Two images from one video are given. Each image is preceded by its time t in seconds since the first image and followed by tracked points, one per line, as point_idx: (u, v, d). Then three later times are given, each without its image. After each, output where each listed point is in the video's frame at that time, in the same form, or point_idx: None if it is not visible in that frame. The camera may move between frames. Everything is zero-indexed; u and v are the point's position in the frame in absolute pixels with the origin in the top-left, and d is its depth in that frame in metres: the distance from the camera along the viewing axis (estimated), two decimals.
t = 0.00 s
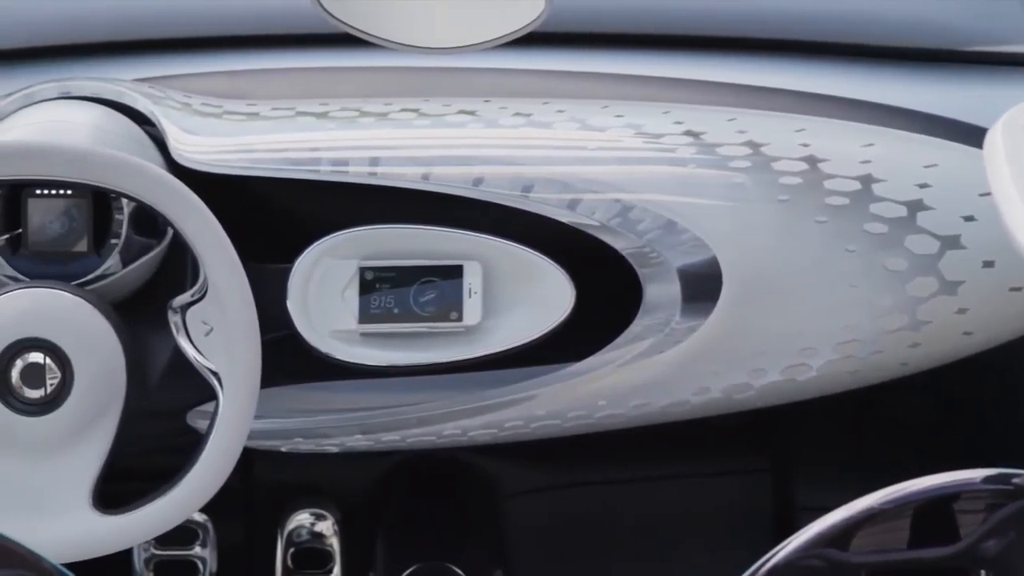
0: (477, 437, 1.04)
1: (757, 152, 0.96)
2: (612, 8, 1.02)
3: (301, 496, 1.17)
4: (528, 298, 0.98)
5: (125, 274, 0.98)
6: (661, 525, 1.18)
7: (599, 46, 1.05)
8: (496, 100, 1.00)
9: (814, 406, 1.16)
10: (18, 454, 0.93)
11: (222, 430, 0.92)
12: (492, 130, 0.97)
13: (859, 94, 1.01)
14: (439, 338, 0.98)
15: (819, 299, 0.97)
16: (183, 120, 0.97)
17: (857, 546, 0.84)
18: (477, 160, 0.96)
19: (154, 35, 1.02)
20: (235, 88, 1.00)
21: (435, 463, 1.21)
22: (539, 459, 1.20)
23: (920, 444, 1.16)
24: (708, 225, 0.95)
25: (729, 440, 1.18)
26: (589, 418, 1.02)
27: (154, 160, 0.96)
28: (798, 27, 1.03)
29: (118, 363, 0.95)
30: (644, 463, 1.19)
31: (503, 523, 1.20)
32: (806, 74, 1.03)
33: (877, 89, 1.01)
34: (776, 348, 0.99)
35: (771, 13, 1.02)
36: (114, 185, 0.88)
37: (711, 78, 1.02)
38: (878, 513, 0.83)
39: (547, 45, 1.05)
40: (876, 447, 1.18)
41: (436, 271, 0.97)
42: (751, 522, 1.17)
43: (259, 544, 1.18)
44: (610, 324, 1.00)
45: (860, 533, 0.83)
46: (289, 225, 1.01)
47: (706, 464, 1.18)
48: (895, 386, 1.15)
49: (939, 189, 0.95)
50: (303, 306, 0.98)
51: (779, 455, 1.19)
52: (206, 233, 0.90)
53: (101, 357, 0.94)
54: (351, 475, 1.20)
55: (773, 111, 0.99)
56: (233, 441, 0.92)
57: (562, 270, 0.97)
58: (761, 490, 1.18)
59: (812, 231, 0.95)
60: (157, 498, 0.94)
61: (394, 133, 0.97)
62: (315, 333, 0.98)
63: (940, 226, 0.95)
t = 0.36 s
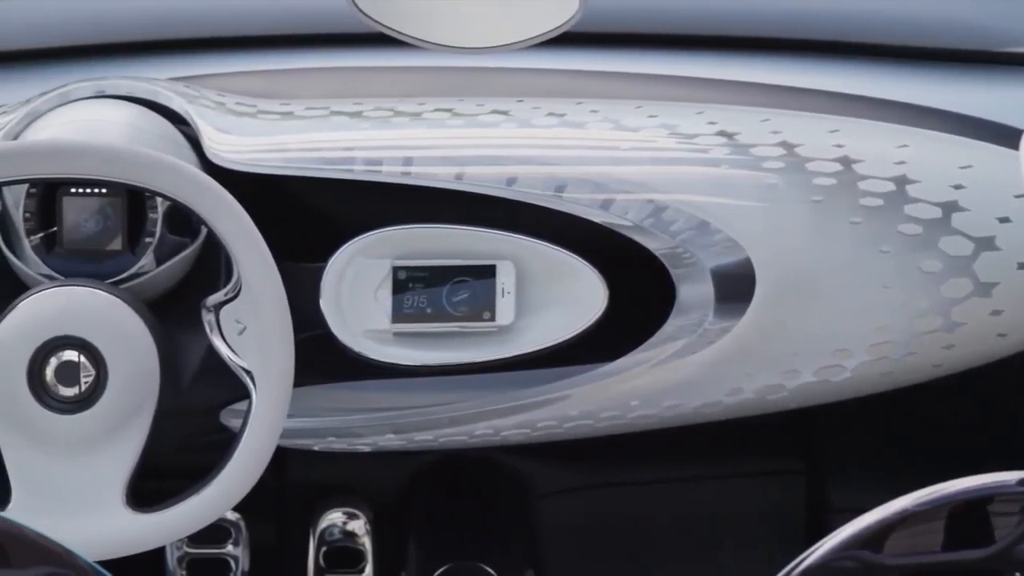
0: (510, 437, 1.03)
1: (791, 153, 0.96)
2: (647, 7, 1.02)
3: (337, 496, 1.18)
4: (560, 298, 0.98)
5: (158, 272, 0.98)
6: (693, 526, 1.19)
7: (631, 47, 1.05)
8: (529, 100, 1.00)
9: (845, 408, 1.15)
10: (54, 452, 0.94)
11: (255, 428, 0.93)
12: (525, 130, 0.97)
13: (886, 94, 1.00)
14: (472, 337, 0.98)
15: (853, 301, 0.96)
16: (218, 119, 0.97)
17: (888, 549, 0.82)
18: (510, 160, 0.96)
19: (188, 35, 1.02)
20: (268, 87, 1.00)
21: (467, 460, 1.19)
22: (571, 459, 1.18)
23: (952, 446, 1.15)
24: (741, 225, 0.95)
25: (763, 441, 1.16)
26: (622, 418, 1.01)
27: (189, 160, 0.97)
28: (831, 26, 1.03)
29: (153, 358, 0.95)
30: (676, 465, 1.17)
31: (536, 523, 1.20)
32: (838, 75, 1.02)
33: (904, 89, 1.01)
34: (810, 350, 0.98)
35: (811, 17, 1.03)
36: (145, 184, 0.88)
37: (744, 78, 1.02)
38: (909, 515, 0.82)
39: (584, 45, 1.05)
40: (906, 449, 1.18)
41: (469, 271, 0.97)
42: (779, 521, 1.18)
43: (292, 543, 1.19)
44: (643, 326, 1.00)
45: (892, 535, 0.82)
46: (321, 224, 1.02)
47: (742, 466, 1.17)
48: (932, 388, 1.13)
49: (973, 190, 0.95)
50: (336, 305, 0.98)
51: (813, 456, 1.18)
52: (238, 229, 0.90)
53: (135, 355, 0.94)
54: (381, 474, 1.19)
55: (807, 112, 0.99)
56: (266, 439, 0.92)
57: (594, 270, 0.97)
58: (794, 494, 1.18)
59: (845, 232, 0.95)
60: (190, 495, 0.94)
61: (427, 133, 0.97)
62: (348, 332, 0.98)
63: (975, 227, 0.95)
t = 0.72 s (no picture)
0: (542, 437, 1.03)
1: (825, 154, 0.95)
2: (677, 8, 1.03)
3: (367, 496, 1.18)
4: (593, 299, 0.98)
5: (192, 272, 0.98)
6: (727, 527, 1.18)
7: (659, 47, 1.06)
8: (562, 100, 1.00)
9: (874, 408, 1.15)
10: (88, 452, 0.94)
11: (288, 426, 0.93)
12: (558, 130, 0.97)
13: (913, 93, 1.01)
14: (504, 338, 0.98)
15: (887, 302, 0.96)
16: (251, 118, 0.97)
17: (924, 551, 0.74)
18: (544, 160, 0.96)
19: (224, 35, 1.04)
20: (302, 87, 1.01)
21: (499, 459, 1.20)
22: (599, 459, 1.18)
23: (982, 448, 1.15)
24: (774, 227, 0.94)
25: (792, 444, 1.16)
26: (654, 419, 1.01)
27: (223, 159, 0.97)
28: (860, 26, 1.04)
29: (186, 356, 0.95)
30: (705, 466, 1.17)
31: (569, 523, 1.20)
32: (866, 74, 1.04)
33: (934, 89, 1.02)
34: (843, 351, 0.98)
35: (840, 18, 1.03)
36: (176, 183, 0.88)
37: (773, 77, 1.03)
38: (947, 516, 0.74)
39: (617, 45, 1.06)
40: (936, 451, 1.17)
41: (502, 271, 0.97)
42: (808, 520, 1.18)
43: (326, 545, 1.19)
44: (676, 327, 1.00)
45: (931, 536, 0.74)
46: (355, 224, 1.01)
47: (774, 466, 1.17)
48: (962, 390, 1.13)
49: (1008, 192, 0.94)
50: (369, 304, 0.98)
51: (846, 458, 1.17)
52: (269, 220, 0.89)
53: (168, 353, 0.94)
54: (410, 474, 1.18)
55: (841, 113, 0.99)
56: (299, 438, 0.92)
57: (628, 271, 0.97)
58: (826, 495, 1.17)
59: (880, 233, 0.95)
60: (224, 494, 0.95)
61: (460, 133, 0.97)
62: (380, 331, 0.98)
63: (1010, 229, 0.94)
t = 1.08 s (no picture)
0: (576, 437, 1.02)
1: (861, 155, 0.95)
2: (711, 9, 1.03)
3: (398, 495, 1.18)
4: (627, 299, 0.98)
5: (226, 271, 0.98)
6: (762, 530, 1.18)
7: (695, 48, 1.06)
8: (597, 101, 1.00)
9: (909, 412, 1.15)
10: (122, 450, 0.94)
11: (323, 426, 0.93)
12: (593, 130, 0.97)
13: (945, 93, 1.02)
14: (538, 338, 0.98)
15: (923, 303, 0.96)
16: (285, 116, 0.97)
17: (958, 554, 0.73)
18: (579, 160, 0.96)
19: (260, 35, 1.04)
20: (339, 88, 1.01)
21: (532, 459, 1.20)
22: (631, 460, 1.17)
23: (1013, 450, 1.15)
24: (809, 228, 0.94)
25: (828, 445, 1.16)
26: (688, 421, 1.01)
27: (259, 158, 0.97)
28: (899, 26, 1.03)
29: (219, 356, 0.95)
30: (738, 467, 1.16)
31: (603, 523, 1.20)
32: (901, 74, 1.04)
33: (968, 90, 1.02)
34: (878, 352, 0.98)
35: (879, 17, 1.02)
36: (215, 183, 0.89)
37: (807, 78, 1.03)
38: (981, 520, 0.72)
39: (649, 45, 1.06)
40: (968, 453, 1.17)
41: (536, 271, 0.97)
42: (840, 523, 1.18)
43: (358, 544, 1.20)
44: (711, 328, 1.00)
45: (965, 540, 0.73)
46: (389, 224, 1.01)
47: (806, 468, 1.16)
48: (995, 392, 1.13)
49: None
50: (403, 304, 0.98)
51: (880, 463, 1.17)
52: (304, 219, 0.90)
53: (202, 351, 0.94)
54: (441, 475, 1.18)
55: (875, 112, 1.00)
56: (334, 437, 0.93)
57: (663, 272, 0.97)
58: (859, 497, 1.17)
59: (915, 235, 0.95)
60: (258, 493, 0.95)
61: (495, 133, 0.97)
62: (414, 330, 0.98)
63: None
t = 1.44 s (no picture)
0: (608, 437, 1.02)
1: (896, 156, 0.95)
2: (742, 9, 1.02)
3: (432, 495, 1.18)
4: (660, 300, 0.98)
5: (260, 269, 0.98)
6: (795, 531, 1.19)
7: (728, 49, 1.05)
8: (632, 101, 1.00)
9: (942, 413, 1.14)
10: (156, 447, 0.94)
11: (357, 424, 0.92)
12: (627, 130, 0.97)
13: (974, 93, 1.01)
14: (571, 337, 0.98)
15: (957, 305, 0.96)
16: (319, 116, 0.97)
17: (993, 557, 0.70)
18: (612, 160, 0.95)
19: (293, 35, 1.04)
20: (375, 87, 1.02)
21: (564, 459, 1.20)
22: (664, 459, 1.18)
23: None
24: (844, 229, 0.94)
25: (860, 447, 1.15)
26: (721, 421, 1.01)
27: (292, 158, 0.97)
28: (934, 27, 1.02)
29: (252, 355, 0.95)
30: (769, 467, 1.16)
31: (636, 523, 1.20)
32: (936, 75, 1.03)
33: (1004, 92, 1.01)
34: (912, 354, 0.97)
35: (915, 14, 1.02)
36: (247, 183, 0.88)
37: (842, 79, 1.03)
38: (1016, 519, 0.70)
39: (683, 45, 1.05)
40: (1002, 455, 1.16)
41: (570, 271, 0.97)
42: (872, 523, 1.18)
43: (391, 544, 1.20)
44: (745, 329, 1.00)
45: (1000, 541, 0.70)
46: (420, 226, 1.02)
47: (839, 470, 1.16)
48: None
49: None
50: (436, 303, 0.98)
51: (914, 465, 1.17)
52: (337, 219, 0.89)
53: (235, 350, 0.94)
54: (472, 475, 1.18)
55: (916, 116, 0.98)
56: (367, 435, 0.92)
57: (696, 273, 0.97)
58: (891, 498, 1.17)
59: (950, 236, 0.94)
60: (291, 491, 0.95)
61: (530, 132, 0.97)
62: (447, 330, 0.98)
63: None
